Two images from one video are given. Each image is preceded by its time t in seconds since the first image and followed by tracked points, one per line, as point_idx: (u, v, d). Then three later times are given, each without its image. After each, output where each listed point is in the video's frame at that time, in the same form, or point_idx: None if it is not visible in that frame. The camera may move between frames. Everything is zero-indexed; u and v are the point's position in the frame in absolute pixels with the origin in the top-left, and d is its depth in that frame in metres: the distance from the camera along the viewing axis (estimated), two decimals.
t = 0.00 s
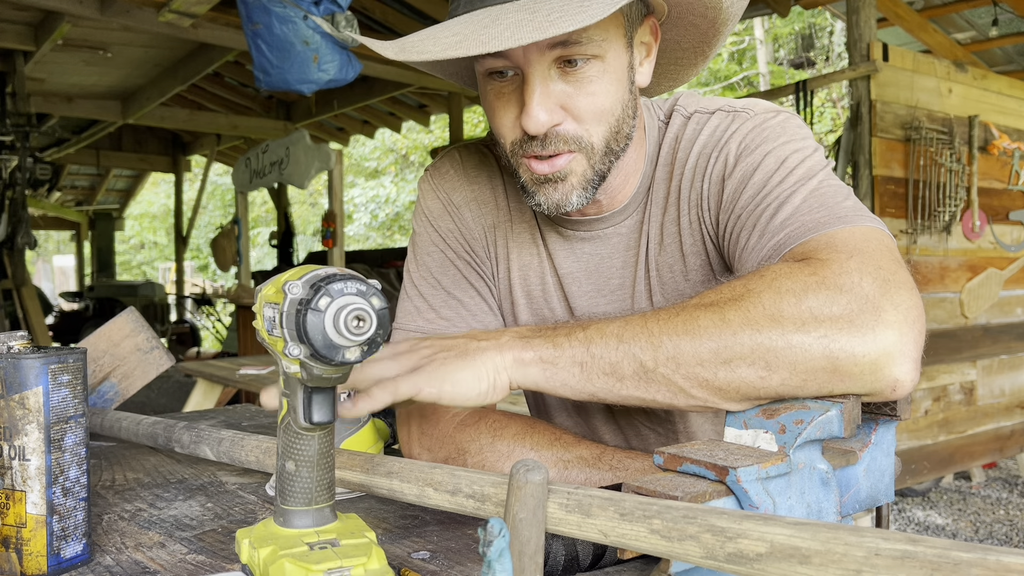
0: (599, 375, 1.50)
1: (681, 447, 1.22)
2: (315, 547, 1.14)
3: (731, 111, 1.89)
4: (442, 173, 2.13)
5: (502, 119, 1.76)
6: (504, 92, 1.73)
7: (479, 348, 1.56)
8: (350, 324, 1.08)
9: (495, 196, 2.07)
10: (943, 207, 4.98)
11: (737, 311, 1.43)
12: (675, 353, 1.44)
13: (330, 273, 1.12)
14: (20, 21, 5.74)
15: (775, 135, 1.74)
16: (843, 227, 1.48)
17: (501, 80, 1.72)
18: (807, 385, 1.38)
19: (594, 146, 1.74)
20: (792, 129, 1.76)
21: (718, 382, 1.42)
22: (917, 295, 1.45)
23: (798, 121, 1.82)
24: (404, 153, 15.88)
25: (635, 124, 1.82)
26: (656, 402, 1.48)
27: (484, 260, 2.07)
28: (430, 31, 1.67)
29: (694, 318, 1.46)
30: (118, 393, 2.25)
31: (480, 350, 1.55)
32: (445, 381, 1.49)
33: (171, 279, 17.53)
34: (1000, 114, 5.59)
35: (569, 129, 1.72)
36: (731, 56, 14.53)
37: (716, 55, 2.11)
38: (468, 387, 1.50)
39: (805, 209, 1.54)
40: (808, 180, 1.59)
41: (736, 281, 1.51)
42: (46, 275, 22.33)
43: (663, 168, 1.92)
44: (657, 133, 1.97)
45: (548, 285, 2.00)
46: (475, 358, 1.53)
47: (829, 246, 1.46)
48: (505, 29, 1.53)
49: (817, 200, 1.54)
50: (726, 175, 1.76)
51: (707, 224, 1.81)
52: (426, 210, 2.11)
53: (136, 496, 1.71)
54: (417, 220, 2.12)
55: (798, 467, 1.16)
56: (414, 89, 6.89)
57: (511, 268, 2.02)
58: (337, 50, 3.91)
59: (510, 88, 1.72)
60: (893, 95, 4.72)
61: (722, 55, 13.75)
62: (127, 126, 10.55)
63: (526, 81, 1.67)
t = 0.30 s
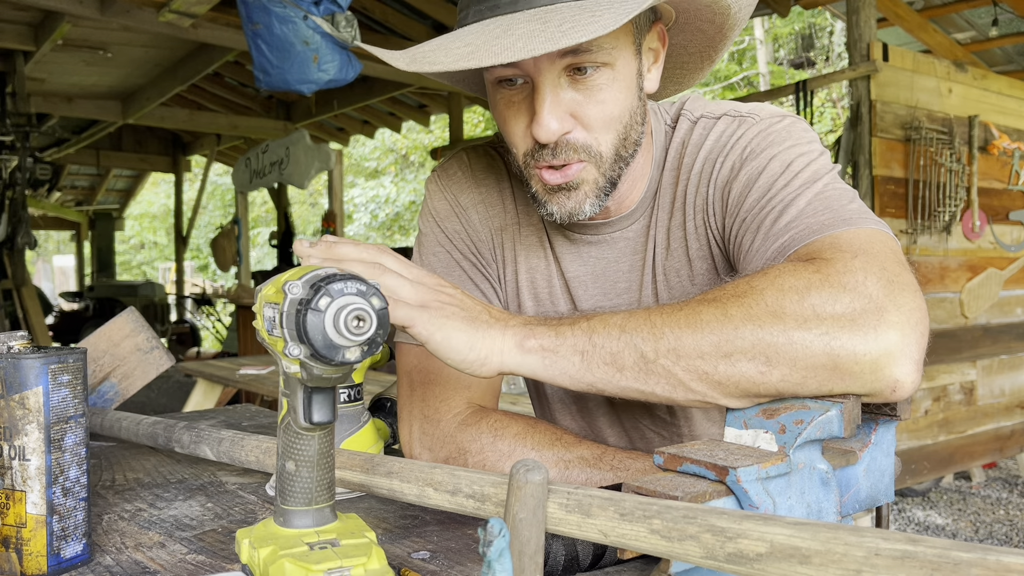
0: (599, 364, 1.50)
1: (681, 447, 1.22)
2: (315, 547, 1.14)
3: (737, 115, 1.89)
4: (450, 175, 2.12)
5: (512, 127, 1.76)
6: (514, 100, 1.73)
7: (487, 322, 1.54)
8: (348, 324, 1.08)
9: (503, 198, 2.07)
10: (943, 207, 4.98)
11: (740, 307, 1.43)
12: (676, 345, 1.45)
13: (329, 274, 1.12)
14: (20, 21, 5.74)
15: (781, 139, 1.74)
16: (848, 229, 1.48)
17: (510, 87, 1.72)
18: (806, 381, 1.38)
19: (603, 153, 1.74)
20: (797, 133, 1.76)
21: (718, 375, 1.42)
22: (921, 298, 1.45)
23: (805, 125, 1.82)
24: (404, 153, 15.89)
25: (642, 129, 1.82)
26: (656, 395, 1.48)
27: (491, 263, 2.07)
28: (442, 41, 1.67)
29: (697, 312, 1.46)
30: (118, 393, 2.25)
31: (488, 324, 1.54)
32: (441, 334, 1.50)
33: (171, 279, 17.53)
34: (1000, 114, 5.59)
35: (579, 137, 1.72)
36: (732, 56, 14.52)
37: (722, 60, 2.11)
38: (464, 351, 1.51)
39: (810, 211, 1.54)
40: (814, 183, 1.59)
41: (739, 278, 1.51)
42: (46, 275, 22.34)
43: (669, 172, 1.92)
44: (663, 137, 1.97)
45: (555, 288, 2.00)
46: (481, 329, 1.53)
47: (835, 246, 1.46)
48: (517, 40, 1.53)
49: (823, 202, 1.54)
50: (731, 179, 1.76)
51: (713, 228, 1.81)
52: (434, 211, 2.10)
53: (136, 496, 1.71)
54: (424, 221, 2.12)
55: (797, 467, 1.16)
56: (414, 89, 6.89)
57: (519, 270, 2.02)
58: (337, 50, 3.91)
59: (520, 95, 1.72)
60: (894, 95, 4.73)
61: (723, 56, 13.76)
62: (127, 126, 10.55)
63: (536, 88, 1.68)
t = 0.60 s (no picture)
0: (598, 367, 1.50)
1: (681, 447, 1.22)
2: (315, 546, 1.14)
3: (740, 115, 1.89)
4: (452, 176, 2.12)
5: (518, 128, 1.76)
6: (520, 102, 1.73)
7: (487, 325, 1.54)
8: (348, 324, 1.08)
9: (506, 200, 2.07)
10: (943, 207, 4.98)
11: (738, 308, 1.44)
12: (675, 347, 1.45)
13: (332, 274, 1.12)
14: (20, 21, 5.74)
15: (783, 139, 1.74)
16: (847, 229, 1.48)
17: (516, 88, 1.72)
18: (806, 383, 1.38)
19: (609, 155, 1.74)
20: (800, 133, 1.76)
21: (718, 377, 1.42)
22: (921, 298, 1.45)
23: (807, 125, 1.82)
24: (405, 153, 15.89)
25: (647, 130, 1.82)
26: (655, 397, 1.48)
27: (494, 263, 2.07)
28: (451, 42, 1.67)
29: (695, 313, 1.46)
30: (118, 393, 2.25)
31: (488, 326, 1.54)
32: (441, 336, 1.49)
33: (171, 279, 17.53)
34: (1000, 114, 5.59)
35: (584, 138, 1.72)
36: (732, 56, 14.52)
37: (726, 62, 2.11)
38: (464, 353, 1.50)
39: (810, 212, 1.54)
40: (815, 183, 1.59)
41: (739, 279, 1.51)
42: (47, 275, 22.34)
43: (672, 172, 1.92)
44: (666, 137, 1.96)
45: (559, 289, 2.00)
46: (481, 332, 1.53)
47: (834, 247, 1.45)
48: (527, 41, 1.53)
49: (823, 203, 1.54)
50: (733, 179, 1.76)
51: (715, 227, 1.81)
52: (436, 212, 2.10)
53: (136, 496, 1.71)
54: (427, 223, 2.12)
55: (798, 467, 1.16)
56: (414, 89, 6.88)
57: (522, 271, 2.02)
58: (337, 49, 3.91)
59: (526, 97, 1.72)
60: (893, 95, 4.73)
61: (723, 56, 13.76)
62: (127, 126, 10.55)
63: (542, 90, 1.68)
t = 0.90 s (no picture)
0: (598, 367, 1.50)
1: (681, 447, 1.21)
2: (315, 547, 1.14)
3: (743, 115, 1.89)
4: (454, 176, 2.12)
5: (517, 129, 1.76)
6: (520, 103, 1.73)
7: (488, 325, 1.54)
8: (348, 324, 1.08)
9: (507, 200, 2.07)
10: (943, 207, 4.98)
11: (738, 308, 1.43)
12: (675, 347, 1.45)
13: (331, 274, 1.12)
14: (20, 21, 5.75)
15: (786, 138, 1.74)
16: (849, 228, 1.48)
17: (516, 90, 1.72)
18: (806, 383, 1.38)
19: (607, 157, 1.74)
20: (802, 132, 1.76)
21: (718, 377, 1.42)
22: (922, 297, 1.45)
23: (810, 125, 1.82)
24: (405, 153, 15.88)
25: (648, 131, 1.82)
26: (655, 397, 1.48)
27: (496, 264, 2.07)
28: (448, 46, 1.67)
29: (695, 314, 1.46)
30: (118, 393, 2.25)
31: (489, 326, 1.54)
32: (442, 335, 1.49)
33: (171, 279, 17.53)
34: (1000, 114, 5.59)
35: (583, 140, 1.72)
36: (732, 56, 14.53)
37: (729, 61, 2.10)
38: (464, 353, 1.50)
39: (811, 212, 1.54)
40: (817, 182, 1.59)
41: (740, 279, 1.51)
42: (47, 275, 22.34)
43: (675, 172, 1.92)
44: (669, 136, 1.96)
45: (560, 288, 2.00)
46: (481, 331, 1.52)
47: (836, 247, 1.45)
48: (522, 47, 1.53)
49: (825, 203, 1.54)
50: (735, 179, 1.76)
51: (717, 227, 1.81)
52: (437, 212, 2.10)
53: (136, 496, 1.71)
54: (428, 223, 2.11)
55: (798, 467, 1.16)
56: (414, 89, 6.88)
57: (523, 271, 2.02)
58: (337, 50, 3.91)
59: (526, 99, 1.72)
60: (894, 95, 4.72)
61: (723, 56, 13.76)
62: (127, 126, 10.55)
63: (542, 91, 1.68)
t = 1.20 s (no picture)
0: (598, 367, 1.50)
1: (681, 447, 1.22)
2: (315, 547, 1.14)
3: (742, 115, 1.89)
4: (453, 177, 2.12)
5: (517, 134, 1.76)
6: (519, 108, 1.73)
7: (489, 325, 1.54)
8: (349, 323, 1.08)
9: (507, 201, 2.07)
10: (943, 207, 4.98)
11: (737, 308, 1.44)
12: (674, 348, 1.45)
13: (331, 274, 1.12)
14: (20, 21, 5.75)
15: (785, 138, 1.73)
16: (849, 228, 1.48)
17: (514, 94, 1.71)
18: (805, 383, 1.38)
19: (607, 160, 1.74)
20: (801, 132, 1.75)
21: (717, 377, 1.42)
22: (921, 297, 1.45)
23: (809, 124, 1.82)
24: (404, 153, 15.87)
25: (647, 132, 1.82)
26: (654, 397, 1.48)
27: (496, 263, 2.07)
28: (445, 51, 1.67)
29: (695, 314, 1.46)
30: (118, 393, 2.25)
31: (489, 326, 1.54)
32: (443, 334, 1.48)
33: (171, 279, 17.53)
34: (1000, 114, 5.59)
35: (583, 143, 1.72)
36: (732, 56, 14.53)
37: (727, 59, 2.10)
38: (465, 353, 1.50)
39: (810, 211, 1.54)
40: (816, 182, 1.59)
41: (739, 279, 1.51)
42: (47, 275, 22.34)
43: (674, 172, 1.92)
44: (668, 136, 1.96)
45: (560, 288, 2.00)
46: (482, 331, 1.52)
47: (835, 247, 1.45)
48: (518, 53, 1.53)
49: (824, 202, 1.54)
50: (735, 178, 1.76)
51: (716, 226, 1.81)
52: (437, 212, 2.10)
53: (136, 496, 1.71)
54: (429, 223, 2.11)
55: (798, 467, 1.16)
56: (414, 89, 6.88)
57: (523, 272, 2.02)
58: (337, 50, 3.91)
59: (523, 103, 1.72)
60: (894, 95, 4.72)
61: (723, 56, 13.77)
62: (127, 126, 10.55)
63: (539, 96, 1.67)
